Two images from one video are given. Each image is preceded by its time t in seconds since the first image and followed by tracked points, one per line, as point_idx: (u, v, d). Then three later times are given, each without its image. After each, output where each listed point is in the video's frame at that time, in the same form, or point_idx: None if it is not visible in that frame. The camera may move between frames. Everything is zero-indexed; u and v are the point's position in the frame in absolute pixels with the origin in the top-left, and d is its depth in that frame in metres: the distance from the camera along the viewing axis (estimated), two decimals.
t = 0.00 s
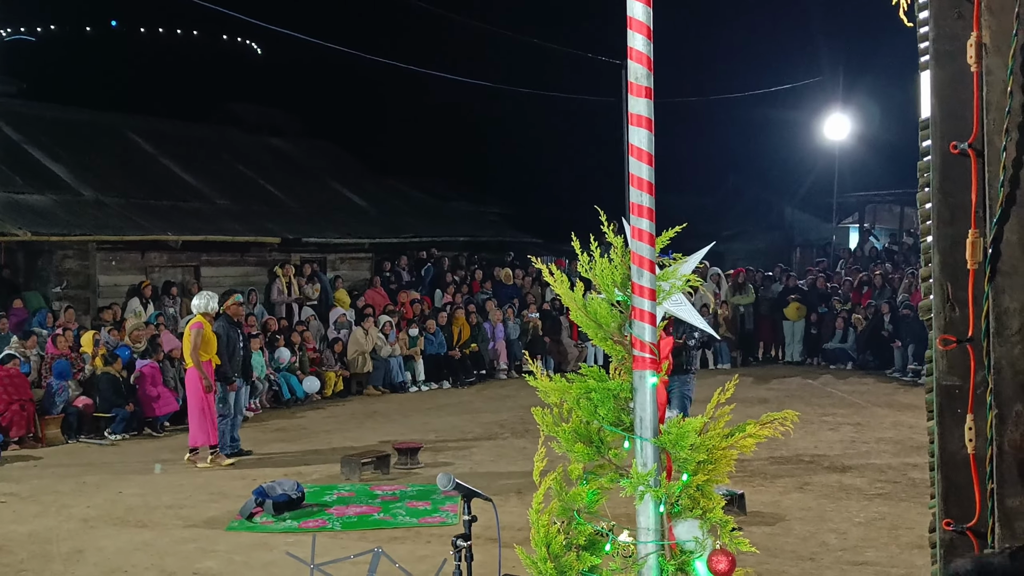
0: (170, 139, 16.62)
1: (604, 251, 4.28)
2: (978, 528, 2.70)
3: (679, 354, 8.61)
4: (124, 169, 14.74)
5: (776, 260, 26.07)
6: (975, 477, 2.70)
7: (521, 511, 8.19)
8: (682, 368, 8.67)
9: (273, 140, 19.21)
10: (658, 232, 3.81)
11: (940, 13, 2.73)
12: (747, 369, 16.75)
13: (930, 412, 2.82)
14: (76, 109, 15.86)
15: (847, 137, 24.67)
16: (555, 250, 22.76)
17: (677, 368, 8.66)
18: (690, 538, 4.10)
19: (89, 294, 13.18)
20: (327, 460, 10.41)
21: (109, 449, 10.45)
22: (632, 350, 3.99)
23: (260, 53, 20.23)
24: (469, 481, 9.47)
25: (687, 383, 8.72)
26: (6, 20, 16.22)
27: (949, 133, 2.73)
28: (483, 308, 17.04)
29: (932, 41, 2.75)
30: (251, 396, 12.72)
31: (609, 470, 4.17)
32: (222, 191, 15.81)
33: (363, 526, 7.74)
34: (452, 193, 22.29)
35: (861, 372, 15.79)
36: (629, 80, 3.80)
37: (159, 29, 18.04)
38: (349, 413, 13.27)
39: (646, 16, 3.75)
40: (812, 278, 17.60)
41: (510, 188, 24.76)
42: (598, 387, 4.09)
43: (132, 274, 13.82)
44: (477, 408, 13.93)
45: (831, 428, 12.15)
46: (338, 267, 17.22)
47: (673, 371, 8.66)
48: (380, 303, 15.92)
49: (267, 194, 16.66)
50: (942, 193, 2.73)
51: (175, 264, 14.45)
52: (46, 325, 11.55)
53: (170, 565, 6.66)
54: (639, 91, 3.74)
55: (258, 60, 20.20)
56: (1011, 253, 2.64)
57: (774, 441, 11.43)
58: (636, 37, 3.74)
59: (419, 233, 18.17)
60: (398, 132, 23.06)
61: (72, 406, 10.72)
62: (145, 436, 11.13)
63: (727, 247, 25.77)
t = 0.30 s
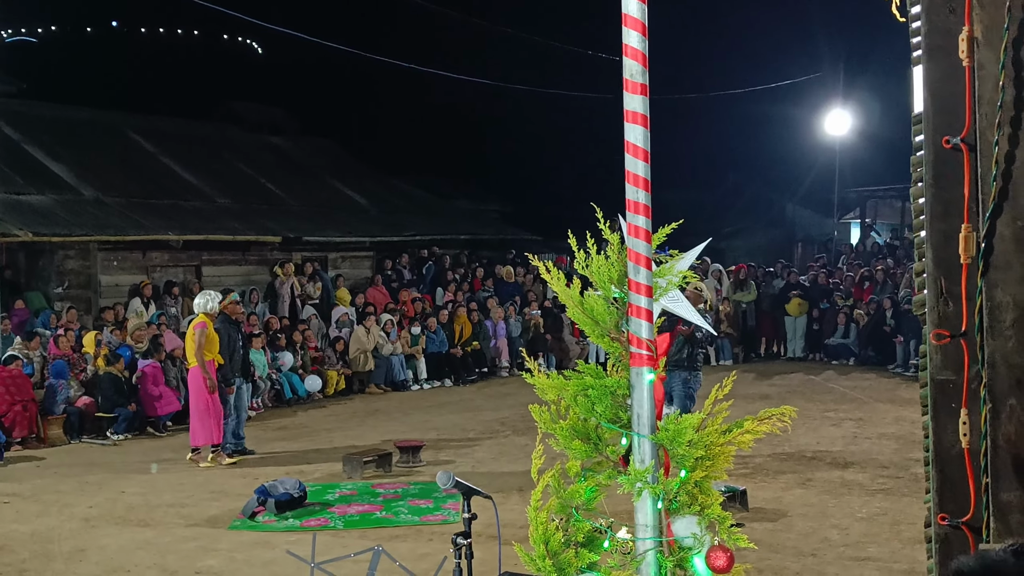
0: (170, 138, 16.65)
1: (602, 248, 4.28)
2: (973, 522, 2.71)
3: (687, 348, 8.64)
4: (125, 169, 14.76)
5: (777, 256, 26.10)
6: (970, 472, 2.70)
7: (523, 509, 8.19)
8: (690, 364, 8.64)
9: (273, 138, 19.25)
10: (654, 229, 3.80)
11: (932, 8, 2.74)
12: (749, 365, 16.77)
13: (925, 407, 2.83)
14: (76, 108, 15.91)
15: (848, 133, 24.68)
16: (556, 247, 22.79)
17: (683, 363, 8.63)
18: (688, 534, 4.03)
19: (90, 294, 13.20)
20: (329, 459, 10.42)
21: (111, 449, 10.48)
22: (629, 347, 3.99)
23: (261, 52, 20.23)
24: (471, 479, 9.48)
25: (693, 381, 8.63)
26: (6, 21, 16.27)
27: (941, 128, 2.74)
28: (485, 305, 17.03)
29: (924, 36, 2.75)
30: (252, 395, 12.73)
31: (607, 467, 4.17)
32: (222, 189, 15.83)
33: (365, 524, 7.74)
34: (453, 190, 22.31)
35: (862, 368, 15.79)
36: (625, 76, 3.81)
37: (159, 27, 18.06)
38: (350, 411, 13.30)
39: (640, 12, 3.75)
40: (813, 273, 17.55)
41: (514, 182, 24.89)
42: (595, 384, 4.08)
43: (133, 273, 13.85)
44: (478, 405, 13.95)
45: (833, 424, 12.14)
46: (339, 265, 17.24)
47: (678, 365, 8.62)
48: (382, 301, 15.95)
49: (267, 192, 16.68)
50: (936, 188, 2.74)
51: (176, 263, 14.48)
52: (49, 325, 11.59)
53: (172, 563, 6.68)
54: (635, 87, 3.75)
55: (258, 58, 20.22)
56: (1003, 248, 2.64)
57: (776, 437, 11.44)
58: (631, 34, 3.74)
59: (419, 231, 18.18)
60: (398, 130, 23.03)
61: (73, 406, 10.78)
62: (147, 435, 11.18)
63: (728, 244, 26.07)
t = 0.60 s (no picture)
0: (170, 140, 16.69)
1: (598, 246, 4.28)
2: (966, 514, 2.72)
3: (687, 348, 8.65)
4: (125, 171, 14.80)
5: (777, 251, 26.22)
6: (963, 464, 2.71)
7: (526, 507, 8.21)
8: (692, 362, 8.64)
9: (274, 139, 19.31)
10: (649, 226, 3.81)
11: (919, 3, 2.75)
12: (752, 360, 16.79)
13: (917, 400, 2.84)
14: (76, 111, 15.95)
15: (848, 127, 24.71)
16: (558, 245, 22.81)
17: (684, 361, 8.64)
18: (687, 531, 4.05)
19: (92, 297, 13.24)
20: (333, 459, 10.45)
21: (114, 453, 10.52)
22: (626, 344, 4.01)
23: (261, 53, 20.25)
24: (474, 478, 9.50)
25: (694, 380, 8.61)
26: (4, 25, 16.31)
27: (929, 122, 2.75)
28: (488, 304, 17.05)
29: (911, 31, 2.77)
30: (256, 397, 12.76)
31: (605, 465, 4.19)
32: (223, 190, 15.85)
33: (369, 524, 7.77)
34: (454, 189, 22.35)
35: (865, 362, 15.79)
36: (618, 74, 3.82)
37: (158, 29, 18.07)
38: (353, 412, 13.35)
39: (632, 10, 3.76)
40: (815, 267, 17.53)
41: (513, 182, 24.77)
42: (592, 381, 4.08)
43: (133, 276, 13.77)
44: (482, 404, 13.97)
45: (836, 417, 12.14)
46: (342, 266, 17.25)
47: (679, 363, 8.64)
48: (384, 301, 15.93)
49: (267, 193, 16.71)
50: (924, 182, 2.76)
51: (177, 266, 14.52)
52: (52, 329, 11.74)
53: (175, 566, 6.71)
54: (628, 85, 3.76)
55: (258, 59, 20.25)
56: (992, 240, 2.65)
57: (779, 431, 11.46)
58: (622, 31, 3.75)
59: (420, 229, 18.21)
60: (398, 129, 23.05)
61: (76, 409, 10.83)
62: (150, 438, 11.25)
63: (729, 240, 26.38)
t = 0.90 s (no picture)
0: (169, 143, 16.72)
1: (590, 247, 4.28)
2: (956, 513, 2.72)
3: (686, 349, 8.61)
4: (125, 174, 14.82)
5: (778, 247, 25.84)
6: (952, 463, 2.71)
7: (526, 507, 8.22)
8: (690, 363, 8.65)
9: (273, 142, 19.34)
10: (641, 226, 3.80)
11: (903, 3, 2.76)
12: (752, 358, 16.79)
13: (906, 399, 2.84)
14: (75, 116, 15.99)
15: (847, 123, 24.79)
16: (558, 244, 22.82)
17: (683, 362, 8.65)
18: (681, 531, 4.03)
19: (92, 301, 13.27)
20: (334, 462, 10.46)
21: (115, 457, 10.55)
22: (619, 345, 4.01)
23: (260, 56, 20.27)
24: (475, 478, 9.50)
25: (691, 382, 8.65)
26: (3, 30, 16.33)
27: (914, 121, 2.75)
28: (488, 305, 17.04)
29: (895, 30, 2.77)
30: (256, 400, 12.79)
31: (599, 465, 4.19)
32: (223, 193, 15.87)
33: (370, 526, 7.78)
34: (454, 189, 22.38)
35: (866, 359, 15.77)
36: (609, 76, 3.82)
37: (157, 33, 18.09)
38: (354, 413, 13.36)
39: (622, 11, 3.76)
40: (816, 265, 17.53)
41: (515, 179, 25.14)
42: (585, 382, 4.08)
43: (134, 280, 13.84)
44: (482, 404, 13.98)
45: (837, 415, 12.13)
46: (342, 267, 17.26)
47: (678, 364, 8.66)
48: (384, 302, 15.83)
49: (267, 195, 16.73)
50: (910, 181, 2.76)
51: (177, 269, 14.55)
52: (51, 334, 11.68)
53: (176, 570, 6.72)
54: (618, 86, 3.76)
55: (258, 62, 20.29)
56: (978, 239, 2.66)
57: (780, 429, 11.46)
58: (613, 33, 3.75)
59: (419, 230, 18.25)
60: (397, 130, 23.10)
61: (76, 414, 10.83)
62: (151, 442, 11.28)
63: (730, 238, 26.03)
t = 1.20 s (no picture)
0: (165, 149, 16.75)
1: (579, 248, 4.28)
2: (940, 509, 2.74)
3: (682, 347, 8.62)
4: (120, 181, 14.85)
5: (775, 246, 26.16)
6: (934, 458, 2.73)
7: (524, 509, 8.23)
8: (685, 360, 8.65)
9: (268, 146, 19.39)
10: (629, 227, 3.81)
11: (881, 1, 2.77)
12: (751, 357, 16.85)
13: (889, 396, 2.87)
14: (70, 124, 16.03)
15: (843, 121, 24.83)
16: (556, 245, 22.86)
17: (678, 359, 8.65)
18: (673, 530, 4.05)
19: (88, 308, 13.30)
20: (333, 466, 10.47)
21: (113, 464, 10.57)
22: (609, 345, 3.98)
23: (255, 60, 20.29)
24: (473, 480, 9.51)
25: (686, 378, 8.67)
26: None
27: (894, 120, 2.77)
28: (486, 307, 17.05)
29: (874, 28, 2.78)
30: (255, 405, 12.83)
31: (590, 466, 4.20)
32: (219, 198, 15.90)
33: (369, 530, 7.79)
34: (451, 191, 22.45)
35: (864, 357, 15.79)
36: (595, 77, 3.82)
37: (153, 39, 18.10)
38: (353, 417, 13.39)
39: (606, 12, 3.76)
40: (813, 263, 17.53)
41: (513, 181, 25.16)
42: (575, 383, 4.10)
43: (130, 286, 13.89)
44: (481, 406, 14.00)
45: (835, 412, 12.14)
46: (339, 272, 17.30)
47: (673, 361, 8.66)
48: (382, 306, 15.72)
49: (264, 199, 16.76)
50: (891, 179, 2.78)
51: (173, 275, 14.58)
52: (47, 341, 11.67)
53: None
54: (604, 87, 3.75)
55: (253, 66, 20.33)
56: (957, 236, 2.68)
57: (778, 427, 11.48)
58: (598, 35, 3.75)
59: (416, 233, 18.30)
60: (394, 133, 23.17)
61: (73, 422, 10.84)
62: (149, 449, 11.28)
63: (727, 236, 26.44)
